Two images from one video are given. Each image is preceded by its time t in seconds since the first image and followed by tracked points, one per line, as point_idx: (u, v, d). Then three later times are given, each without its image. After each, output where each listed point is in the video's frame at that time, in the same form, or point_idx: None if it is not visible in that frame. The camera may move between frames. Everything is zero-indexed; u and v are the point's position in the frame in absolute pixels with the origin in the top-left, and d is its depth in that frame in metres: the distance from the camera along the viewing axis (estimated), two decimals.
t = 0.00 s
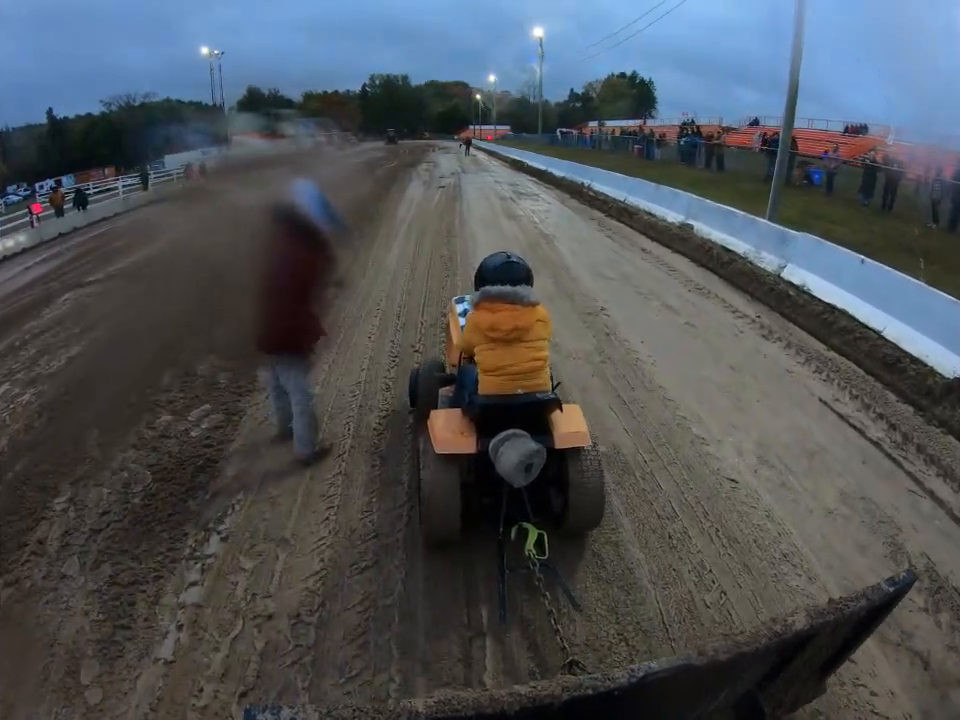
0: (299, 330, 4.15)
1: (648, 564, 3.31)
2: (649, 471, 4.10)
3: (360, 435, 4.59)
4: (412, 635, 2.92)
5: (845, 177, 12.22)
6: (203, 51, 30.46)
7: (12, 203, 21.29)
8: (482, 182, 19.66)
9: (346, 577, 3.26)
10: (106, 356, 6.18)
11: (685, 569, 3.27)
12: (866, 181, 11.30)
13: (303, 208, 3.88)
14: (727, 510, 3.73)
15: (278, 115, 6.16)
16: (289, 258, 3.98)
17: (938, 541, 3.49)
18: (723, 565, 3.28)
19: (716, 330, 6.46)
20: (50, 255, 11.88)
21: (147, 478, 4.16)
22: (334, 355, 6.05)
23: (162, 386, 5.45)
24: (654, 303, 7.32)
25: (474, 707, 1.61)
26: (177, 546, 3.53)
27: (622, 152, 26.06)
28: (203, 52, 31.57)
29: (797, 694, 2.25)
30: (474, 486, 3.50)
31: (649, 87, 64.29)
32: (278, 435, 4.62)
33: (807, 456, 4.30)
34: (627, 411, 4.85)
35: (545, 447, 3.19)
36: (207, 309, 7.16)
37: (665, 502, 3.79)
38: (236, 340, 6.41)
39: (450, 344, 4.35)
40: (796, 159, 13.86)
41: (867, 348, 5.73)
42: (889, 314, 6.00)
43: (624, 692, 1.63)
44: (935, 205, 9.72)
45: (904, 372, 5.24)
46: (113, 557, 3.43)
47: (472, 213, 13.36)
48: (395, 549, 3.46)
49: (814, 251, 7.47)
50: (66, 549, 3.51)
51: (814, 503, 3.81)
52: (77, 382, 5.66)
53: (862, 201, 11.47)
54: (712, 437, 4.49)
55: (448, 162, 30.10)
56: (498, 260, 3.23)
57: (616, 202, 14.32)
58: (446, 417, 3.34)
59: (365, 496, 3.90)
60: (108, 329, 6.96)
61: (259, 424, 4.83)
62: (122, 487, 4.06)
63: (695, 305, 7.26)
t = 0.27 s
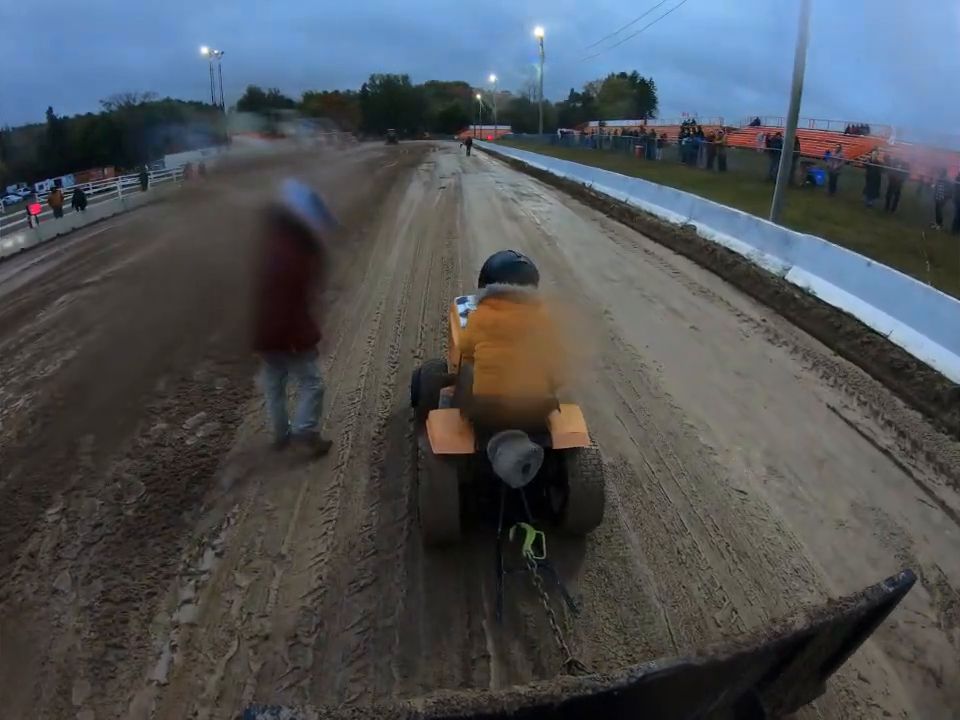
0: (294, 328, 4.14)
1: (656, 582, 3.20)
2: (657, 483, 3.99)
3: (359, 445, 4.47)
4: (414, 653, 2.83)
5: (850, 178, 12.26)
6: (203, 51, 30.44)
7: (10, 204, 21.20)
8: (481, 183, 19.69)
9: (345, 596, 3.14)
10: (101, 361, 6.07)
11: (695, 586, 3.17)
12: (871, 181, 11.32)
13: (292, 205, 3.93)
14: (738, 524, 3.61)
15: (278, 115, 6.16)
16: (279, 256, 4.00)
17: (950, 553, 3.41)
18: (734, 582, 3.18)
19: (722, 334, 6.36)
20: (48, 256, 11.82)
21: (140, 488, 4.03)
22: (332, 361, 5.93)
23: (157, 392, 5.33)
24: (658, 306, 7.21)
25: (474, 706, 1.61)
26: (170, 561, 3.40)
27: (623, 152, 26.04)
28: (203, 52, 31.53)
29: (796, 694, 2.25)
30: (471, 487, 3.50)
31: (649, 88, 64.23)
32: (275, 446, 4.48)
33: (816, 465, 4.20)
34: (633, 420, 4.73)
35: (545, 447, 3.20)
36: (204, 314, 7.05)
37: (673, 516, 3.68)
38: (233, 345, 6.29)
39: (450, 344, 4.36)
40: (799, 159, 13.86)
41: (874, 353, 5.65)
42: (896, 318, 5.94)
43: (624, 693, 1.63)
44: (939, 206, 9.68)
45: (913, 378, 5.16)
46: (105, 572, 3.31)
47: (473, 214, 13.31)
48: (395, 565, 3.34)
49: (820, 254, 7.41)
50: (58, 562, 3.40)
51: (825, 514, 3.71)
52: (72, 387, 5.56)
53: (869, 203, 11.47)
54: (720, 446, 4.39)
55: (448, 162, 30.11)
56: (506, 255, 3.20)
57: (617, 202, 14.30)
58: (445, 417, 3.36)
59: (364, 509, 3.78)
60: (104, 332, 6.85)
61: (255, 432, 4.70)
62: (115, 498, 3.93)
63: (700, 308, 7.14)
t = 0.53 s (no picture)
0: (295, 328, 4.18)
1: (665, 599, 3.10)
2: (665, 494, 3.87)
3: (358, 452, 4.33)
4: (415, 669, 2.74)
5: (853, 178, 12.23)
6: (203, 51, 30.43)
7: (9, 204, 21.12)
8: (482, 183, 19.69)
9: (344, 615, 3.02)
10: (96, 365, 5.97)
11: (704, 602, 3.07)
12: (874, 182, 11.26)
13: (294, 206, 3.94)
14: (747, 536, 3.52)
15: (278, 115, 6.16)
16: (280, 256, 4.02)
17: None
18: (743, 598, 3.08)
19: (728, 338, 6.26)
20: (47, 258, 11.78)
21: (134, 499, 3.90)
22: (331, 365, 5.78)
23: (153, 397, 5.22)
24: (662, 309, 7.09)
25: (474, 707, 1.61)
26: (163, 576, 3.27)
27: (625, 152, 26.00)
28: (202, 51, 31.47)
29: (796, 694, 2.24)
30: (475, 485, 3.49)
31: (649, 88, 64.26)
32: (272, 454, 4.35)
33: (826, 474, 4.09)
34: (639, 428, 4.61)
35: (550, 446, 3.19)
36: (201, 318, 6.92)
37: (682, 529, 3.57)
38: (230, 350, 6.15)
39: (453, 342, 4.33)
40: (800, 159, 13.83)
41: (882, 356, 5.56)
42: (904, 321, 5.82)
43: (624, 693, 1.63)
44: (944, 207, 9.61)
45: (921, 382, 5.07)
46: (97, 587, 3.20)
47: (474, 215, 13.25)
48: (396, 582, 3.22)
49: (825, 256, 7.29)
50: (50, 576, 3.28)
51: (836, 524, 3.61)
52: (68, 392, 5.46)
53: (873, 204, 11.39)
54: (729, 454, 4.28)
55: (448, 162, 30.02)
56: (512, 255, 3.19)
57: (619, 202, 14.26)
58: (450, 416, 3.34)
59: (364, 521, 3.65)
60: (99, 336, 6.74)
61: (251, 440, 4.57)
62: (109, 509, 3.81)
63: (706, 311, 7.02)
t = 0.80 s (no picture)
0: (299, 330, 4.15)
1: (673, 615, 3.01)
2: (672, 506, 3.79)
3: (359, 460, 4.28)
4: (416, 683, 2.69)
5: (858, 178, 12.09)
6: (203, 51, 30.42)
7: (8, 204, 21.07)
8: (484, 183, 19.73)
9: (343, 633, 2.94)
10: (93, 371, 5.93)
11: (714, 618, 2.98)
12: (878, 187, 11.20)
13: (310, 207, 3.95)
14: (756, 549, 3.43)
15: (278, 115, 6.10)
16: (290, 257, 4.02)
17: None
18: (755, 614, 2.99)
19: (733, 343, 6.20)
20: (47, 259, 11.76)
21: (128, 510, 3.84)
22: (331, 371, 5.70)
23: (149, 405, 5.16)
24: (666, 313, 7.03)
25: (473, 706, 1.62)
26: (157, 591, 3.21)
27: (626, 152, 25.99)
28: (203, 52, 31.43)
29: (796, 694, 2.24)
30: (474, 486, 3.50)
31: (651, 88, 64.25)
32: (269, 465, 4.27)
33: (833, 481, 4.05)
34: (645, 438, 4.54)
35: (548, 447, 3.20)
36: (198, 323, 6.86)
37: (690, 542, 3.49)
38: (227, 357, 6.09)
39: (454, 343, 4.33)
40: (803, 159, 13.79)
41: (888, 361, 5.51)
42: (910, 323, 5.75)
43: (624, 693, 1.63)
44: (948, 208, 9.57)
45: (929, 388, 5.02)
46: (91, 601, 3.14)
47: (476, 217, 13.22)
48: (396, 598, 3.14)
49: (829, 257, 7.21)
50: (42, 590, 3.23)
51: (844, 533, 3.57)
52: (64, 398, 5.41)
53: (877, 205, 11.36)
54: (736, 464, 4.20)
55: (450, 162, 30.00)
56: (510, 256, 3.23)
57: (622, 203, 14.26)
58: (448, 416, 3.35)
59: (364, 535, 3.58)
60: (97, 341, 6.69)
61: (249, 450, 4.48)
62: (102, 520, 3.75)
63: (710, 315, 6.95)
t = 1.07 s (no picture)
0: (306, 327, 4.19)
1: (683, 633, 2.91)
2: (680, 519, 3.70)
3: (359, 465, 4.24)
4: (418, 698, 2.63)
5: (861, 179, 11.94)
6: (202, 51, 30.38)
7: (6, 204, 20.99)
8: (484, 184, 19.72)
9: (342, 653, 2.83)
10: (89, 376, 5.84)
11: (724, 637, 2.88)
12: (881, 187, 11.13)
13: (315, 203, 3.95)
14: (766, 563, 3.34)
15: (279, 115, 6.06)
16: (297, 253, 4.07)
17: None
18: (761, 621, 2.93)
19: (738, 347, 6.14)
20: (45, 260, 11.70)
21: (122, 522, 3.75)
22: (330, 376, 5.58)
23: (145, 412, 5.07)
24: (670, 318, 6.94)
25: (473, 707, 1.62)
26: (150, 608, 3.12)
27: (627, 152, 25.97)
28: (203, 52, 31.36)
29: (797, 694, 2.23)
30: (479, 485, 3.51)
31: (651, 88, 64.33)
32: (265, 476, 4.17)
33: (840, 486, 4.01)
34: (651, 448, 4.44)
35: (551, 447, 3.20)
36: (196, 329, 6.76)
37: (699, 556, 3.39)
38: (223, 363, 5.99)
39: (458, 341, 4.32)
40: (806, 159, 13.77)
41: (896, 366, 5.44)
42: (916, 328, 5.73)
43: (625, 694, 1.63)
44: (951, 210, 9.52)
45: (937, 393, 4.95)
46: (83, 617, 3.06)
47: (477, 218, 13.18)
48: (397, 607, 3.09)
49: (835, 259, 7.17)
50: (34, 605, 3.15)
51: (853, 540, 3.52)
52: (58, 404, 5.32)
53: (880, 206, 11.30)
54: (745, 474, 4.11)
55: (450, 162, 29.99)
56: (509, 257, 3.26)
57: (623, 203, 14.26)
58: (453, 416, 3.35)
59: (364, 550, 3.47)
60: (93, 345, 6.61)
61: (245, 459, 4.37)
62: (95, 532, 3.66)
63: (715, 320, 6.86)
